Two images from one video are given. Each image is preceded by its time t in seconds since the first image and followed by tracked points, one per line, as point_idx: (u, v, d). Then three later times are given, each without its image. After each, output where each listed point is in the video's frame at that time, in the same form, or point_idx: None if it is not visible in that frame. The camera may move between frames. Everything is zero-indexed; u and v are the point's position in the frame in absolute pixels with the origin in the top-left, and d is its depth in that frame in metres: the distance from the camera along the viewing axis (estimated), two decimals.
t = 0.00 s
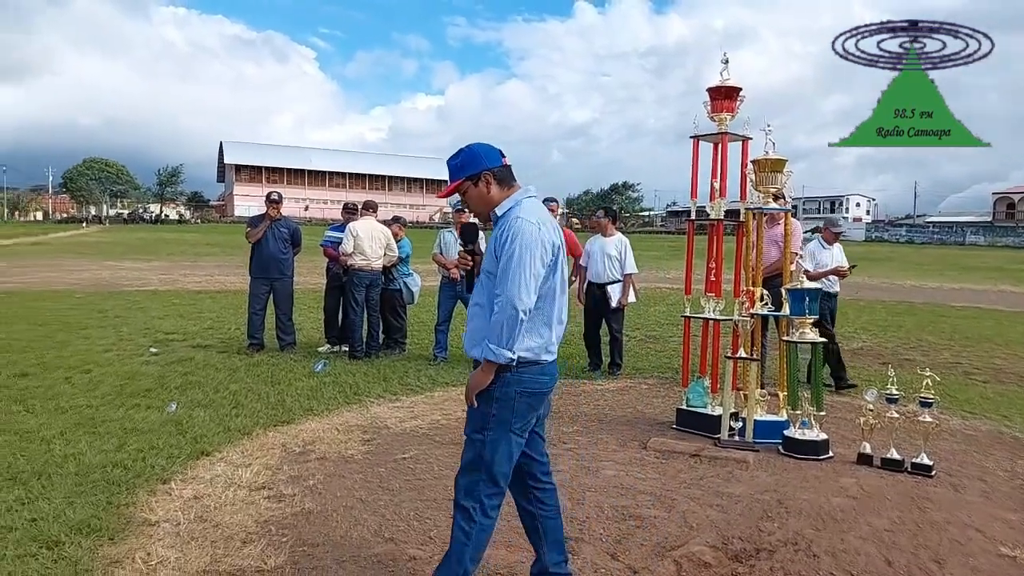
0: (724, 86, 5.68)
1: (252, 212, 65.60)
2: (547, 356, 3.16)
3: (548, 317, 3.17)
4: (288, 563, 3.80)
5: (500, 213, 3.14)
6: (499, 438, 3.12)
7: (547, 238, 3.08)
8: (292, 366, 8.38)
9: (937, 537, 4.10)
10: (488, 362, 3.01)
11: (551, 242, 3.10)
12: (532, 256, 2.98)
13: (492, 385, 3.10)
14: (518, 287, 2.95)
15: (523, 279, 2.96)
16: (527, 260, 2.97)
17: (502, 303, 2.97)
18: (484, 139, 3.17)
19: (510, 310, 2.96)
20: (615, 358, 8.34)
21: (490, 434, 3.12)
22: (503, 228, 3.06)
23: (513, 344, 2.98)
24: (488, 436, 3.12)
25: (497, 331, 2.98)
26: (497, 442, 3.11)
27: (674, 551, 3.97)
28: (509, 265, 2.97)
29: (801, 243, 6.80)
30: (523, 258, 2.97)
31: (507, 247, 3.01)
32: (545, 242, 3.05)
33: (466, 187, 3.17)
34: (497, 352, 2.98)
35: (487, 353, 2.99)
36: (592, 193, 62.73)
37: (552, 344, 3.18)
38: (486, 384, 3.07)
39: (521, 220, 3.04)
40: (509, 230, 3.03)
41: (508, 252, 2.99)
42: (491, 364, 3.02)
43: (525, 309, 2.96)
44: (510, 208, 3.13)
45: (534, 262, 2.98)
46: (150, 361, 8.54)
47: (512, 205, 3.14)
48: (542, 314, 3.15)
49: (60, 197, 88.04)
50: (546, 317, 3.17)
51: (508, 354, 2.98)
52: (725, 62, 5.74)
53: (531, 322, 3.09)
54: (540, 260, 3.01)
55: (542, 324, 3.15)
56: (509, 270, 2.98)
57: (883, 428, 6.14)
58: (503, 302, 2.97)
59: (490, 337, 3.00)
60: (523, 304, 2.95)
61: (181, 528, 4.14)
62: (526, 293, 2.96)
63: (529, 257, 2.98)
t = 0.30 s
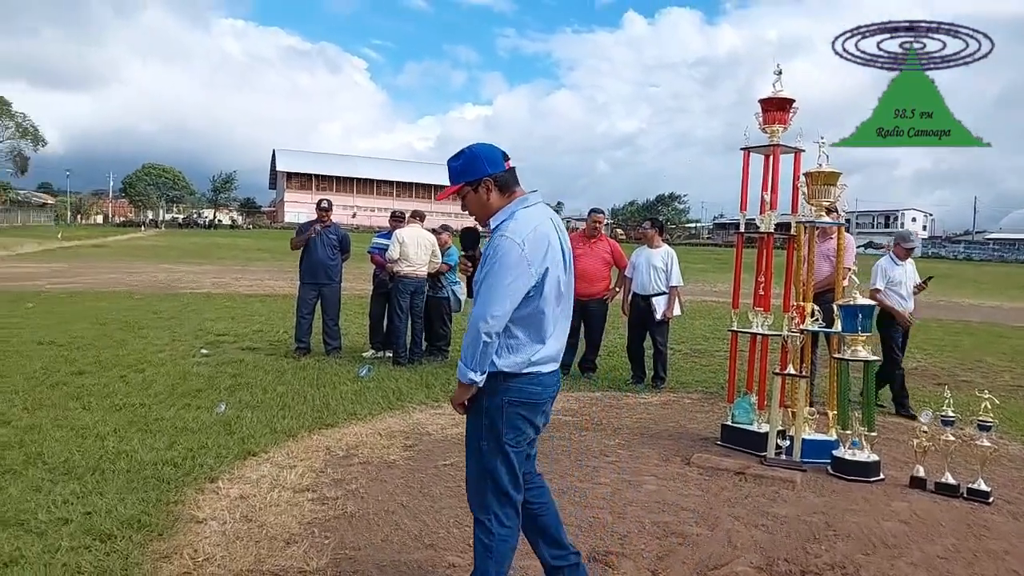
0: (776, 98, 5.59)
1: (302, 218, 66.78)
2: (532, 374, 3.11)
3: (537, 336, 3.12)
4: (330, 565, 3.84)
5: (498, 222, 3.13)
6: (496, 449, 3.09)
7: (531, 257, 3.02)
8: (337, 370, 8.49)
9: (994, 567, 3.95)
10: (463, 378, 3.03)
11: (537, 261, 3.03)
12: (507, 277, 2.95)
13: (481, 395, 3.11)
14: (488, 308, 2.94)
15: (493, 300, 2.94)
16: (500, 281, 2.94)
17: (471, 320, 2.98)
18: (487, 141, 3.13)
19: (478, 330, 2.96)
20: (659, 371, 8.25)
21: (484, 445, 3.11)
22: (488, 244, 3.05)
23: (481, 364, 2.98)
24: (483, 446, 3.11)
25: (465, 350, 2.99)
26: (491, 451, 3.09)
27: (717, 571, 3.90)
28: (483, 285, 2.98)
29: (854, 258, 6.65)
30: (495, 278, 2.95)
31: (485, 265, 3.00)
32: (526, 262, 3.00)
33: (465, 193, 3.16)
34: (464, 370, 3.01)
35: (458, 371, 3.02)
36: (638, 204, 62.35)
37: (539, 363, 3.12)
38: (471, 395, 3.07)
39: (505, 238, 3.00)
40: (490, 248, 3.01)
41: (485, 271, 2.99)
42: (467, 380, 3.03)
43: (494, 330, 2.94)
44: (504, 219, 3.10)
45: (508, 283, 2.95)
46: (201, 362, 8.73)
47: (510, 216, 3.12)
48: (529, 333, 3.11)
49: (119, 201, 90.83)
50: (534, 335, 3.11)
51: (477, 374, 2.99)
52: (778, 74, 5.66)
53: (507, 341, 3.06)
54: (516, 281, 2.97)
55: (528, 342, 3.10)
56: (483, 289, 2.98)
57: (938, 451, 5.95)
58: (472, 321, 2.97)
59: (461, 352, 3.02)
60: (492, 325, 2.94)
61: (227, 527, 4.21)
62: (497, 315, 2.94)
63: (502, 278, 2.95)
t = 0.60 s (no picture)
0: (804, 103, 5.55)
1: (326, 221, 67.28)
2: (531, 381, 3.12)
3: (538, 345, 3.11)
4: (350, 565, 3.86)
5: (493, 227, 3.12)
6: (495, 454, 3.10)
7: (535, 268, 3.00)
8: (359, 372, 8.55)
9: None
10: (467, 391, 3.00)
11: (541, 271, 3.02)
12: (515, 290, 2.92)
13: (480, 405, 3.10)
14: (498, 323, 2.90)
15: (503, 315, 2.90)
16: (509, 294, 2.91)
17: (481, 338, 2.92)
18: (480, 143, 3.12)
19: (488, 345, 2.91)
20: (680, 377, 8.21)
21: (485, 452, 3.11)
22: (492, 256, 3.00)
23: (491, 380, 2.94)
24: (483, 453, 3.12)
25: (474, 366, 2.94)
26: (492, 458, 3.11)
27: None
28: (492, 299, 2.93)
29: (881, 266, 6.57)
30: (505, 292, 2.91)
31: (492, 278, 2.95)
32: (533, 273, 2.98)
33: (458, 195, 3.16)
34: (473, 386, 2.96)
35: (465, 386, 2.97)
36: (661, 209, 62.07)
37: (538, 370, 3.13)
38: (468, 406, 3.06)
39: (509, 249, 2.97)
40: (496, 259, 2.97)
41: (492, 284, 2.94)
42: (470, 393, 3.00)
43: (505, 344, 2.91)
44: (501, 226, 3.09)
45: (517, 296, 2.92)
46: (225, 362, 8.83)
47: (506, 222, 3.11)
48: (530, 341, 3.10)
49: (146, 203, 92.06)
50: (535, 344, 3.11)
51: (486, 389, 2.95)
52: (806, 79, 5.62)
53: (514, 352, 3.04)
54: (524, 293, 2.94)
55: (529, 351, 3.10)
56: (492, 303, 2.93)
57: (965, 463, 5.86)
58: (482, 336, 2.92)
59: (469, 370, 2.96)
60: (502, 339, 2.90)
61: (250, 525, 4.25)
62: (507, 329, 2.91)
63: (511, 291, 2.92)
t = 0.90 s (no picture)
0: (817, 103, 5.54)
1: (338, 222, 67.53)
2: (536, 380, 3.13)
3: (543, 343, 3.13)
4: (362, 565, 3.87)
5: (490, 225, 3.13)
6: (503, 456, 3.10)
7: (542, 267, 3.01)
8: (371, 373, 8.57)
9: None
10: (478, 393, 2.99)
11: (547, 269, 3.04)
12: (527, 289, 2.93)
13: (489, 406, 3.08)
14: (513, 323, 2.89)
15: (517, 315, 2.90)
16: (522, 294, 2.91)
17: (495, 338, 2.91)
18: (477, 141, 3.14)
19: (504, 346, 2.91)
20: (692, 379, 8.19)
21: (494, 452, 3.11)
22: (500, 255, 2.99)
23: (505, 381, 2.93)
24: (492, 453, 3.11)
25: (489, 367, 2.92)
26: (502, 458, 3.11)
27: None
28: (505, 298, 2.92)
29: (895, 266, 6.53)
30: (518, 292, 2.91)
31: (503, 278, 2.95)
32: (541, 273, 3.00)
33: (452, 191, 3.17)
34: (489, 387, 2.94)
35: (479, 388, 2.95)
36: (673, 210, 61.92)
37: (542, 369, 3.15)
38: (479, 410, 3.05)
39: (517, 248, 2.97)
40: (506, 259, 2.96)
41: (504, 285, 2.93)
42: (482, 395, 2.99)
43: (520, 344, 2.91)
44: (501, 225, 3.09)
45: (530, 295, 2.93)
46: (238, 363, 8.87)
47: (501, 220, 3.11)
48: (536, 339, 3.11)
49: (160, 205, 92.71)
50: (540, 342, 3.12)
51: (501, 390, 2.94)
52: (819, 79, 5.60)
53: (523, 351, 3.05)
54: (535, 293, 2.95)
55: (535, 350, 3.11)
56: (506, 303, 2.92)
57: (981, 466, 5.81)
58: (497, 337, 2.91)
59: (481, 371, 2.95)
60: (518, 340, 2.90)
61: (263, 524, 4.28)
62: (521, 329, 2.91)
63: (524, 291, 2.92)
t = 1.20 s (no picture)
0: (834, 102, 5.52)
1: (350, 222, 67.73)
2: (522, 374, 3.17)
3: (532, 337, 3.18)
4: (376, 562, 3.89)
5: (481, 217, 3.14)
6: (492, 452, 3.11)
7: (537, 261, 3.08)
8: (384, 372, 8.60)
9: None
10: (474, 387, 2.98)
11: (541, 264, 3.11)
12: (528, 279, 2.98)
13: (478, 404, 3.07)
14: (517, 312, 2.93)
15: (520, 304, 2.94)
16: (525, 284, 2.96)
17: (499, 328, 2.93)
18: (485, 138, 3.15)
19: (508, 336, 2.93)
20: (704, 379, 8.16)
21: (483, 450, 3.10)
22: (499, 248, 3.04)
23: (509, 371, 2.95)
24: (482, 452, 3.11)
25: (492, 357, 2.93)
26: (493, 455, 3.12)
27: None
28: (508, 288, 2.95)
29: (912, 266, 6.49)
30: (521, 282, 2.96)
31: (504, 269, 2.98)
32: (537, 266, 3.07)
33: (445, 175, 3.15)
34: (491, 378, 2.94)
35: (479, 380, 2.94)
36: (686, 210, 61.73)
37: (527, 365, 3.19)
38: (470, 407, 3.05)
39: (516, 241, 3.04)
40: (505, 251, 3.01)
41: (506, 275, 2.97)
42: (478, 388, 2.98)
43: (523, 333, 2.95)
44: (496, 220, 3.13)
45: (531, 286, 2.99)
46: (252, 361, 8.93)
47: (494, 217, 3.13)
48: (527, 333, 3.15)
49: (175, 204, 93.31)
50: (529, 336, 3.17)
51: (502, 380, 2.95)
52: (836, 77, 5.57)
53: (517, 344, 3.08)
54: (534, 284, 3.01)
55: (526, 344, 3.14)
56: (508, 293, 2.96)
57: (997, 468, 5.76)
58: (500, 326, 2.93)
59: (481, 362, 2.95)
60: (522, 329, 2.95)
61: (278, 521, 4.31)
62: (524, 319, 2.96)
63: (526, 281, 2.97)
